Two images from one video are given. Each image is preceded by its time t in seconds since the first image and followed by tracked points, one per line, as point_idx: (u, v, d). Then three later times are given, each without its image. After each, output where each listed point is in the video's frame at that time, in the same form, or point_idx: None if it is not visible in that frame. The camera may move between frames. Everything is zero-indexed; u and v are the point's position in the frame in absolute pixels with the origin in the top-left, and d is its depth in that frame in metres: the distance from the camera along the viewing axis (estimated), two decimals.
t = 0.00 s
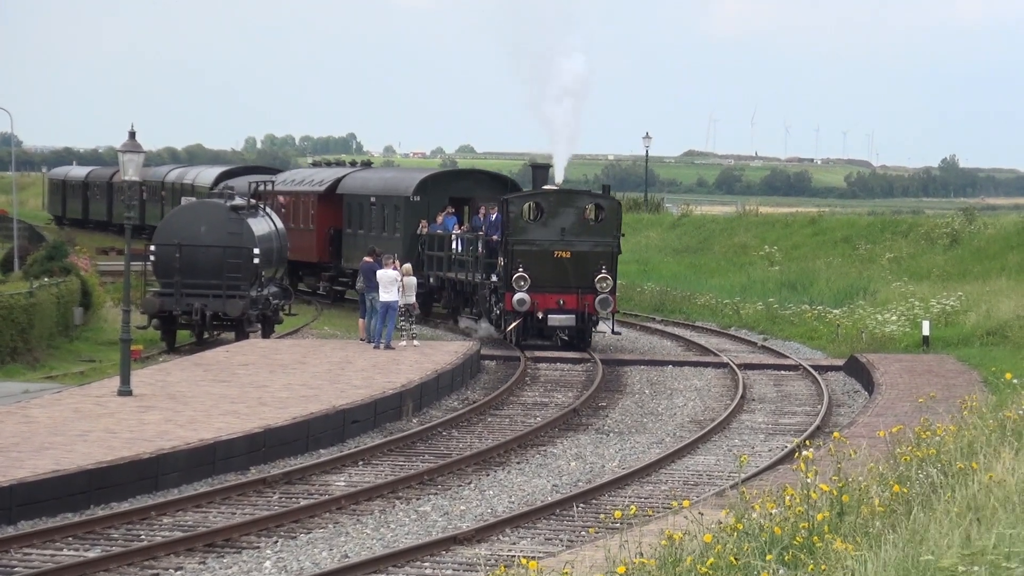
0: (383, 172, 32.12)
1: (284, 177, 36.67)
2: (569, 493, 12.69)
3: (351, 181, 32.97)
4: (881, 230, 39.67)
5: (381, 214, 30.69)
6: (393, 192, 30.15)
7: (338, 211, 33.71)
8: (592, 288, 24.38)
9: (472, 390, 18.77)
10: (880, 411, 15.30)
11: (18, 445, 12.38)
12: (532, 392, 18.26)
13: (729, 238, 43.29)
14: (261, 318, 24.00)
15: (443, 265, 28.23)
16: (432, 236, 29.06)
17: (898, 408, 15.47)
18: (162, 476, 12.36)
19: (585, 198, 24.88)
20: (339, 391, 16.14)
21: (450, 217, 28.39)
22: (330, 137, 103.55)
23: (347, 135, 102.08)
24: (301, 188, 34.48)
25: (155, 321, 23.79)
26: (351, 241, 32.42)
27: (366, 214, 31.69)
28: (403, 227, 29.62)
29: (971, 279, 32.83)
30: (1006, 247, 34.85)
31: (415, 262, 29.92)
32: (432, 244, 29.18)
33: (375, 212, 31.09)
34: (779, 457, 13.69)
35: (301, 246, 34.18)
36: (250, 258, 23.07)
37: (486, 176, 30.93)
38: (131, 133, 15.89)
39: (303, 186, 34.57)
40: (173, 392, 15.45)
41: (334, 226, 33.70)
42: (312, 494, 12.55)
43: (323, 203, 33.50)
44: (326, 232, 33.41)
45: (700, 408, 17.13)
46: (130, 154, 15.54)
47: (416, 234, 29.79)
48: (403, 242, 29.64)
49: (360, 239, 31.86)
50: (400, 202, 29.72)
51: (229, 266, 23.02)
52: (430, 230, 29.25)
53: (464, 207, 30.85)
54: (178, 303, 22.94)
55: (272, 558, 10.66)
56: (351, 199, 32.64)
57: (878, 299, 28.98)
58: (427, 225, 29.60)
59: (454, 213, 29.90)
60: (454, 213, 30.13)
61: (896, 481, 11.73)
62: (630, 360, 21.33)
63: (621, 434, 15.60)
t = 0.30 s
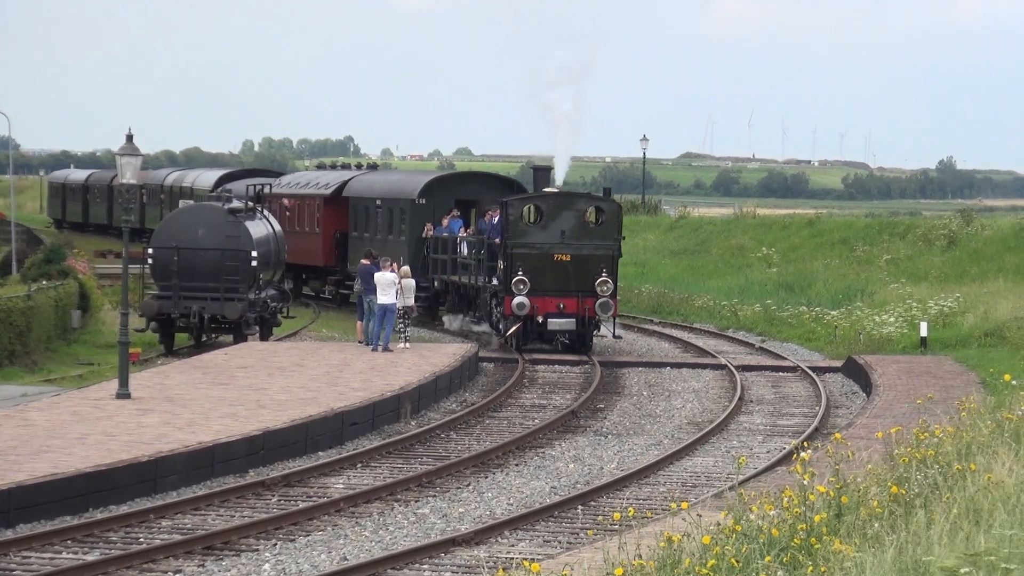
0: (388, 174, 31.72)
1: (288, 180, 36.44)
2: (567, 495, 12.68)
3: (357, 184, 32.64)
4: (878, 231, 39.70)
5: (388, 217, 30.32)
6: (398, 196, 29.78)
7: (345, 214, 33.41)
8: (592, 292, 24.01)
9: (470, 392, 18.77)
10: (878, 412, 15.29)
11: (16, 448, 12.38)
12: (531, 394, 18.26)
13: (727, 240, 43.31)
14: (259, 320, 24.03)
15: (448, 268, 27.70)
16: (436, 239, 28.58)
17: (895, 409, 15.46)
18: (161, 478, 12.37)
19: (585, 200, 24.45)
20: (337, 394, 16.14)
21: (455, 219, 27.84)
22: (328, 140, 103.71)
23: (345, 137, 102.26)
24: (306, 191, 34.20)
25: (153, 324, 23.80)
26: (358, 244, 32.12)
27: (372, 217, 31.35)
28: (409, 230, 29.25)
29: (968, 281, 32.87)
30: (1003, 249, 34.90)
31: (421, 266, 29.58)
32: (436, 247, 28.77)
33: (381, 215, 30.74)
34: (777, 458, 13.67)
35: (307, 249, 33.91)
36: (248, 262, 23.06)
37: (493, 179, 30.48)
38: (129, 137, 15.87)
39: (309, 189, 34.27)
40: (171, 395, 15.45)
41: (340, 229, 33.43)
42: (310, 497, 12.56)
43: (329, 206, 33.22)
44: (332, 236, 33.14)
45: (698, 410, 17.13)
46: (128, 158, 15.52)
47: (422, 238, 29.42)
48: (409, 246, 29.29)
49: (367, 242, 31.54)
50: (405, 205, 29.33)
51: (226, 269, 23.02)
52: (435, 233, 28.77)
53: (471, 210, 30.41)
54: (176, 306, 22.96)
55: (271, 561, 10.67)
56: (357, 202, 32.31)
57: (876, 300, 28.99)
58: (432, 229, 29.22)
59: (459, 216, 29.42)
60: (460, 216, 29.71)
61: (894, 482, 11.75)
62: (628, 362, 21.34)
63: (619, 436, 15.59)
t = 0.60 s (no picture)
0: (393, 177, 31.42)
1: (292, 183, 36.22)
2: (565, 498, 12.68)
3: (362, 187, 32.37)
4: (875, 234, 39.70)
5: (393, 221, 30.02)
6: (404, 199, 29.46)
7: (350, 217, 33.17)
8: (592, 296, 23.58)
9: (467, 395, 18.76)
10: (876, 415, 15.25)
11: (13, 452, 12.37)
12: (528, 397, 18.25)
13: (724, 243, 43.31)
14: (256, 323, 24.04)
15: (450, 272, 27.38)
16: (441, 243, 28.23)
17: (893, 412, 15.41)
18: (158, 482, 12.37)
19: (584, 204, 24.11)
20: (334, 397, 16.13)
21: (460, 223, 27.49)
22: (327, 143, 103.72)
23: (343, 141, 102.30)
24: (311, 194, 33.96)
25: (150, 327, 23.74)
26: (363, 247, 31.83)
27: (377, 220, 31.07)
28: (413, 234, 28.95)
29: (965, 283, 32.86)
30: (1000, 252, 34.89)
31: (426, 270, 29.24)
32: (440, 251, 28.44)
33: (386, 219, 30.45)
34: (775, 460, 13.63)
35: (312, 253, 33.67)
36: (245, 264, 23.09)
37: (499, 181, 30.16)
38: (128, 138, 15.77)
39: (314, 192, 34.03)
40: (168, 398, 15.43)
41: (345, 232, 33.19)
42: (307, 500, 12.56)
43: (334, 209, 32.98)
44: (337, 240, 32.91)
45: (695, 413, 17.11)
46: (125, 160, 15.41)
47: (427, 241, 29.11)
48: (414, 250, 28.99)
49: (372, 246, 31.26)
50: (410, 208, 29.03)
51: (224, 272, 23.04)
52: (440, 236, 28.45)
53: (477, 213, 30.06)
54: (173, 309, 22.82)
55: (268, 564, 10.69)
56: (362, 204, 32.01)
57: (873, 303, 28.97)
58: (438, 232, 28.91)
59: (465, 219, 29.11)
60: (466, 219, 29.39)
61: (891, 485, 11.76)
62: (626, 365, 21.33)
63: (616, 439, 15.58)
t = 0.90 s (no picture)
0: (399, 180, 31.23)
1: (296, 185, 36.08)
2: (563, 500, 12.67)
3: (368, 190, 32.20)
4: (873, 236, 39.71)
5: (398, 224, 29.81)
6: (408, 201, 29.27)
7: (356, 220, 33.00)
8: (591, 300, 23.23)
9: (465, 397, 18.75)
10: (874, 417, 15.23)
11: (11, 454, 12.37)
12: (525, 399, 18.25)
13: (721, 245, 43.31)
14: (254, 326, 24.00)
15: (453, 275, 27.20)
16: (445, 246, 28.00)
17: (891, 414, 15.39)
18: (156, 484, 12.38)
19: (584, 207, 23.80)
20: (332, 399, 16.13)
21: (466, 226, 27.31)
22: (326, 146, 103.74)
23: (340, 144, 102.30)
24: (316, 197, 33.80)
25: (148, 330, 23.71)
26: (368, 250, 31.61)
27: (383, 223, 30.86)
28: (418, 236, 28.76)
29: (963, 285, 32.86)
30: (998, 254, 34.90)
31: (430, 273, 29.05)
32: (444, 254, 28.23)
33: (391, 221, 30.26)
34: (773, 462, 13.62)
35: (317, 256, 33.47)
36: (242, 267, 23.07)
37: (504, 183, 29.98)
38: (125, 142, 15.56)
39: (319, 195, 33.85)
40: (166, 401, 15.42)
41: (351, 236, 33.02)
42: (306, 502, 12.56)
43: (340, 213, 32.82)
44: (343, 243, 32.73)
45: (693, 415, 17.10)
46: (122, 163, 15.23)
47: (431, 243, 28.92)
48: (418, 253, 28.82)
49: (377, 249, 31.06)
50: (414, 211, 28.85)
51: (221, 275, 23.00)
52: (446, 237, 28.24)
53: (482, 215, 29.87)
54: (171, 312, 22.75)
55: (266, 567, 10.70)
56: (367, 207, 31.80)
57: (871, 305, 28.96)
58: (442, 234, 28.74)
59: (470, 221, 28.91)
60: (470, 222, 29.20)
61: (889, 486, 11.79)
62: (624, 367, 21.31)
63: (614, 441, 15.58)
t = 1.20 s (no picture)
0: (403, 182, 31.06)
1: (300, 189, 35.99)
2: (559, 501, 12.70)
3: (372, 192, 32.05)
4: (869, 238, 39.71)
5: (402, 226, 29.60)
6: (411, 203, 29.10)
7: (362, 223, 32.86)
8: (589, 302, 23.18)
9: (462, 399, 18.77)
10: (870, 417, 15.23)
11: (9, 456, 12.40)
12: (522, 401, 18.28)
13: (718, 247, 43.33)
14: (252, 328, 24.05)
15: (455, 277, 27.04)
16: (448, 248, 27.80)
17: (888, 414, 15.38)
18: (154, 486, 12.41)
19: (582, 209, 23.76)
20: (330, 401, 16.15)
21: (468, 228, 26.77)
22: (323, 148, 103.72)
23: (339, 146, 102.27)
24: (322, 199, 33.66)
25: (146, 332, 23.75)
26: (373, 253, 31.42)
27: (387, 225, 30.69)
28: (421, 239, 28.57)
29: (959, 286, 32.87)
30: (993, 255, 34.92)
31: (433, 276, 28.86)
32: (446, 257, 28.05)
33: (395, 224, 30.07)
34: (769, 464, 13.63)
35: (323, 259, 33.31)
36: (240, 269, 23.12)
37: (507, 186, 29.85)
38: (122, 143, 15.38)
39: (325, 197, 33.72)
40: (164, 402, 15.43)
41: (357, 238, 32.88)
42: (303, 504, 12.58)
43: (347, 215, 32.69)
44: (350, 245, 32.58)
45: (689, 416, 17.13)
46: (119, 165, 15.07)
47: (434, 246, 28.73)
48: (421, 255, 28.63)
49: (382, 251, 30.89)
50: (417, 213, 28.68)
51: (218, 277, 23.03)
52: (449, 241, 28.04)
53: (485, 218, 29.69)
54: (168, 314, 22.83)
55: (264, 568, 10.74)
56: (372, 210, 31.64)
57: (867, 306, 28.97)
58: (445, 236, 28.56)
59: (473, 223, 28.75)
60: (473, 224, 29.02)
61: (886, 486, 11.83)
62: (620, 369, 21.33)
63: (611, 442, 15.62)
